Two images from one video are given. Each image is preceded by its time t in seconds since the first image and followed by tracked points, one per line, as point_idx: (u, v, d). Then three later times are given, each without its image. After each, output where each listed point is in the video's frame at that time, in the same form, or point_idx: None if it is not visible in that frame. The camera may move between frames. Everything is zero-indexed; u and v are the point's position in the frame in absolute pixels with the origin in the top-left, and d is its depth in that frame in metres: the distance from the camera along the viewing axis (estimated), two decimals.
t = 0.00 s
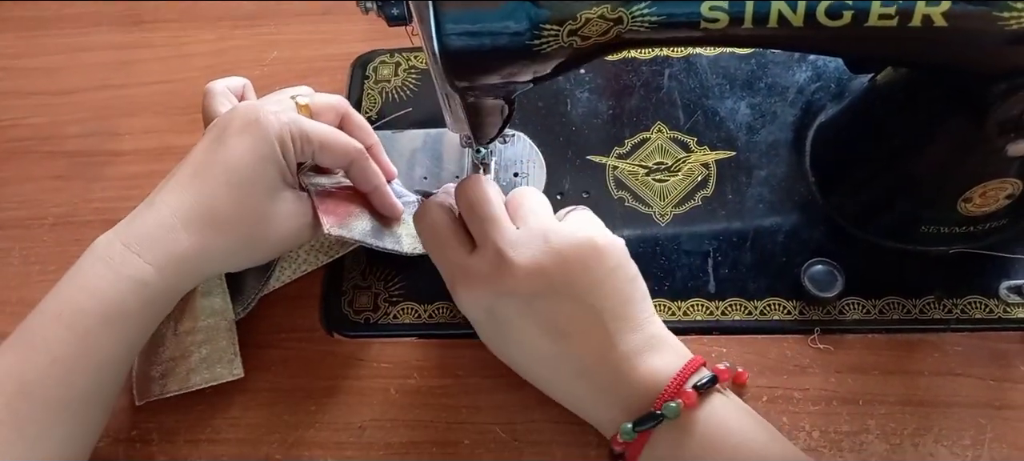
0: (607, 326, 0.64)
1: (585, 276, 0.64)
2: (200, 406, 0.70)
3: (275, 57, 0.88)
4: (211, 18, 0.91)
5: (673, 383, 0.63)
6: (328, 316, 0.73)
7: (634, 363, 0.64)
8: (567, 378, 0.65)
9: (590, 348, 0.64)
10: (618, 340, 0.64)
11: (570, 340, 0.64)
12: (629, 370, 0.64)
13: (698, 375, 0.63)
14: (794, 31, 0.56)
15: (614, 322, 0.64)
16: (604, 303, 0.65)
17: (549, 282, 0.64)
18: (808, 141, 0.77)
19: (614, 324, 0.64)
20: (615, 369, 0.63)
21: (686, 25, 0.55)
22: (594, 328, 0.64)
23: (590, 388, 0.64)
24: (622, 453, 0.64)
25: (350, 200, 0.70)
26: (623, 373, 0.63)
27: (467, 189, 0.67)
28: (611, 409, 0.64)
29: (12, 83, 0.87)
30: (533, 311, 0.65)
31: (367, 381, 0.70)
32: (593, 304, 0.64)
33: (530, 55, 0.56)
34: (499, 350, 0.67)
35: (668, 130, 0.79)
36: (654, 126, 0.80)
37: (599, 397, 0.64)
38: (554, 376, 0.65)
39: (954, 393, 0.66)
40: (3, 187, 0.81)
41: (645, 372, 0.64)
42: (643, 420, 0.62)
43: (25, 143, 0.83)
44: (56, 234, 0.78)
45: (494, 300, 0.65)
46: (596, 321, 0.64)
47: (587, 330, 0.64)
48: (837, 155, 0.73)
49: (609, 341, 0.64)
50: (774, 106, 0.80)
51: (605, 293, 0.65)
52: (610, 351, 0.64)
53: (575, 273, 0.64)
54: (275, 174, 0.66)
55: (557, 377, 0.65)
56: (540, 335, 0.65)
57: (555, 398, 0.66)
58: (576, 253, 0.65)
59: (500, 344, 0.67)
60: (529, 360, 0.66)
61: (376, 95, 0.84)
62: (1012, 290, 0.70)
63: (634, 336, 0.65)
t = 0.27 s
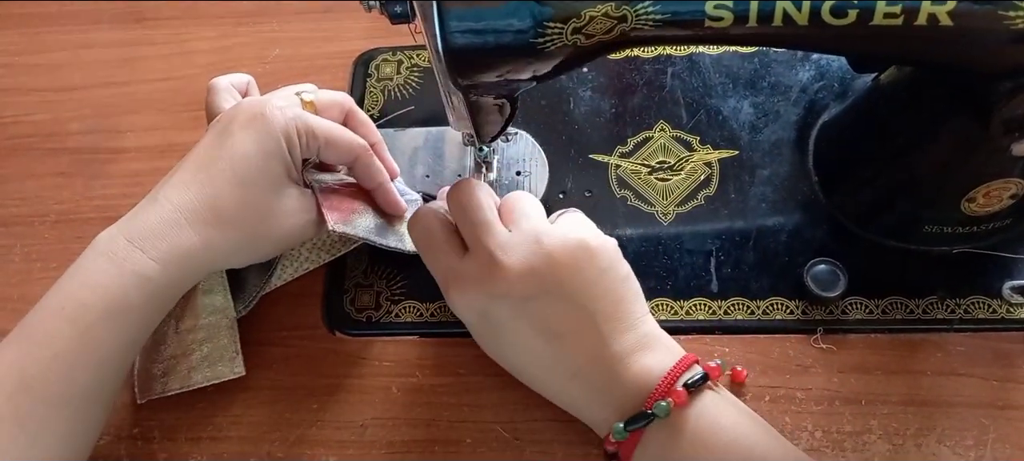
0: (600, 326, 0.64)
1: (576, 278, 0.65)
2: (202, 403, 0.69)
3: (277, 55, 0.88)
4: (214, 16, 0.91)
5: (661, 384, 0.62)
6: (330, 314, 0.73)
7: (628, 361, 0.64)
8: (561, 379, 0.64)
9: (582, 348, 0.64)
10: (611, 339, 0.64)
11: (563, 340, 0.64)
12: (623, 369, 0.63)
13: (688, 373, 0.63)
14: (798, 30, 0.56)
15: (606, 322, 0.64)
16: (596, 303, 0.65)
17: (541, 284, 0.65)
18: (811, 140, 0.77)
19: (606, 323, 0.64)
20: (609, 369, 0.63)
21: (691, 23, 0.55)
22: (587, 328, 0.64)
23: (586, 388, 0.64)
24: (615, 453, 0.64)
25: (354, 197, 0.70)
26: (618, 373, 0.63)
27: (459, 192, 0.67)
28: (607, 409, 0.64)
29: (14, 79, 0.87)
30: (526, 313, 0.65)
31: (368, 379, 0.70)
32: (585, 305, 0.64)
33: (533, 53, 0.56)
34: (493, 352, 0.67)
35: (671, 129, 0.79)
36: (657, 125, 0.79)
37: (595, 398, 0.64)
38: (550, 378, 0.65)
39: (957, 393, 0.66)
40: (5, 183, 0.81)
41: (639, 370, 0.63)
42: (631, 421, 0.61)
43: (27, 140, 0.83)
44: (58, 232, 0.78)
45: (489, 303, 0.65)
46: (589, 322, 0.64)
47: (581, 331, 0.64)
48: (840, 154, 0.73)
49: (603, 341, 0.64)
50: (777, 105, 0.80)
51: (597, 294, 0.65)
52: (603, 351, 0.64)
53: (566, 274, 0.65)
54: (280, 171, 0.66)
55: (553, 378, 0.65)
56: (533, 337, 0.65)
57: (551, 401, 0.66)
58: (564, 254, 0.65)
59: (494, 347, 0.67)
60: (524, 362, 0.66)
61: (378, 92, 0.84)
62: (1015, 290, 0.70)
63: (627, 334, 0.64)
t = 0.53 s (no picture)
0: (639, 318, 0.61)
1: (614, 267, 0.63)
2: (200, 405, 0.69)
3: (275, 55, 0.88)
4: (213, 15, 0.91)
5: (734, 387, 0.59)
6: (328, 315, 0.73)
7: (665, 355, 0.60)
8: (604, 374, 0.62)
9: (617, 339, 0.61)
10: (649, 333, 0.61)
11: (600, 332, 0.62)
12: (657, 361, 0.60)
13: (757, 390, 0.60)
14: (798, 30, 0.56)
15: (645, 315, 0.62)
16: (636, 296, 0.62)
17: (575, 268, 0.64)
18: (811, 140, 0.77)
19: (647, 316, 0.61)
20: (642, 361, 0.60)
21: (691, 23, 0.55)
22: (624, 319, 0.62)
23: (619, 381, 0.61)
24: None
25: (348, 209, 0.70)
26: (653, 366, 0.60)
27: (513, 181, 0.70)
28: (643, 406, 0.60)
29: (12, 80, 0.87)
30: (563, 300, 0.64)
31: (367, 380, 0.70)
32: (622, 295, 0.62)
33: (533, 53, 0.56)
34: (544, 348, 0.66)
35: (670, 129, 0.79)
36: (656, 125, 0.79)
37: (629, 394, 0.60)
38: (593, 375, 0.63)
39: (956, 393, 0.66)
40: (2, 184, 0.81)
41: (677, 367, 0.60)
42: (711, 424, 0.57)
43: (25, 141, 0.83)
44: (56, 232, 0.78)
45: (524, 290, 0.67)
46: (626, 312, 0.62)
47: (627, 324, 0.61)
48: (840, 154, 0.73)
49: (640, 334, 0.61)
50: (776, 104, 0.80)
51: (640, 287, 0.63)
52: (641, 344, 0.61)
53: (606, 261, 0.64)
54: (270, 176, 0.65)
55: (592, 375, 0.63)
56: (573, 329, 0.64)
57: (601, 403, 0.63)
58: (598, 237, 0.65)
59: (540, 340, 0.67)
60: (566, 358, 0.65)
61: (377, 93, 0.83)
62: (1015, 290, 0.70)
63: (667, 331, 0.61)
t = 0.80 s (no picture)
0: (714, 363, 0.54)
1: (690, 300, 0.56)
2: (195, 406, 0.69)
3: (271, 54, 0.87)
4: (208, 15, 0.91)
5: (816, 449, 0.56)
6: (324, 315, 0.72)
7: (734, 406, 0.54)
8: (666, 408, 0.54)
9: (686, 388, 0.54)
10: (718, 379, 0.54)
11: (661, 376, 0.54)
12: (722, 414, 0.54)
13: None
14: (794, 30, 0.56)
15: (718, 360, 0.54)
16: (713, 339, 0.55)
17: (645, 298, 0.55)
18: (808, 140, 0.77)
19: (721, 361, 0.55)
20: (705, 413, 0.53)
21: (687, 23, 0.55)
22: (690, 363, 0.54)
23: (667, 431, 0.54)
24: None
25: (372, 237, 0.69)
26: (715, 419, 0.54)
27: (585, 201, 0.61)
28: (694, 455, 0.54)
29: (6, 80, 0.86)
30: (633, 332, 0.55)
31: (364, 382, 0.69)
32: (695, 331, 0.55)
33: (529, 52, 0.56)
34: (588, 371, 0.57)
35: (667, 129, 0.79)
36: (653, 125, 0.79)
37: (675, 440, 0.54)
38: (637, 410, 0.55)
39: (954, 393, 0.66)
40: None
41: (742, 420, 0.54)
42: None
43: (18, 141, 0.83)
44: (50, 233, 0.78)
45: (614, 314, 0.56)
46: (697, 357, 0.54)
47: (696, 351, 0.54)
48: (837, 154, 0.73)
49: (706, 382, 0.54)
50: (774, 104, 0.79)
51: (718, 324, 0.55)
52: (706, 382, 0.54)
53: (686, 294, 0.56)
54: (298, 179, 0.61)
55: (640, 408, 0.55)
56: (623, 364, 0.55)
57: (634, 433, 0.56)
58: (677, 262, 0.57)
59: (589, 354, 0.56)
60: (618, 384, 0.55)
61: (373, 92, 0.83)
62: (1013, 290, 0.70)
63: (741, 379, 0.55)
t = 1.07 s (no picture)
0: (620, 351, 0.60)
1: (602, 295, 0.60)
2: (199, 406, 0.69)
3: (275, 56, 0.88)
4: (211, 16, 0.91)
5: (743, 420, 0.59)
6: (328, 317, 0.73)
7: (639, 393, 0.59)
8: (594, 389, 0.61)
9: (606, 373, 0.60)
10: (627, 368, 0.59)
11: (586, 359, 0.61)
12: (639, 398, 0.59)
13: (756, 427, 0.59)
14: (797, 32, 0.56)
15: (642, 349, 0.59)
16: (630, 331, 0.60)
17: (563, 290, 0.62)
18: (811, 142, 0.77)
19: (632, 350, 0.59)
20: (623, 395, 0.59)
21: (691, 25, 0.55)
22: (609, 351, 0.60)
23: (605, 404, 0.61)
24: None
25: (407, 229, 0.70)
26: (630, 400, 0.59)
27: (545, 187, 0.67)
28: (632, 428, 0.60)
29: (11, 80, 0.87)
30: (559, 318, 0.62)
31: (366, 382, 0.70)
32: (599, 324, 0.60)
33: (533, 54, 0.56)
34: (537, 350, 0.64)
35: (670, 131, 0.79)
36: (656, 127, 0.79)
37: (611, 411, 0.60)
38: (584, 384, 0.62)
39: (957, 396, 0.66)
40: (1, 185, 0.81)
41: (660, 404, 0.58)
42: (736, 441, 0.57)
43: (23, 141, 0.83)
44: (54, 233, 0.78)
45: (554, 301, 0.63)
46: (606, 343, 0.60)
47: (589, 340, 0.60)
48: (840, 157, 0.73)
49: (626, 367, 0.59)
50: (776, 106, 0.79)
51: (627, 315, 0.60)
52: (626, 369, 0.59)
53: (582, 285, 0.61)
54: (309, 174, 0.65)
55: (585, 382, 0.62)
56: (559, 352, 0.62)
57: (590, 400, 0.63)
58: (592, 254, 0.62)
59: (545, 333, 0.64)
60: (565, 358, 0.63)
61: (376, 93, 0.83)
62: (1016, 293, 0.70)
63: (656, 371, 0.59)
